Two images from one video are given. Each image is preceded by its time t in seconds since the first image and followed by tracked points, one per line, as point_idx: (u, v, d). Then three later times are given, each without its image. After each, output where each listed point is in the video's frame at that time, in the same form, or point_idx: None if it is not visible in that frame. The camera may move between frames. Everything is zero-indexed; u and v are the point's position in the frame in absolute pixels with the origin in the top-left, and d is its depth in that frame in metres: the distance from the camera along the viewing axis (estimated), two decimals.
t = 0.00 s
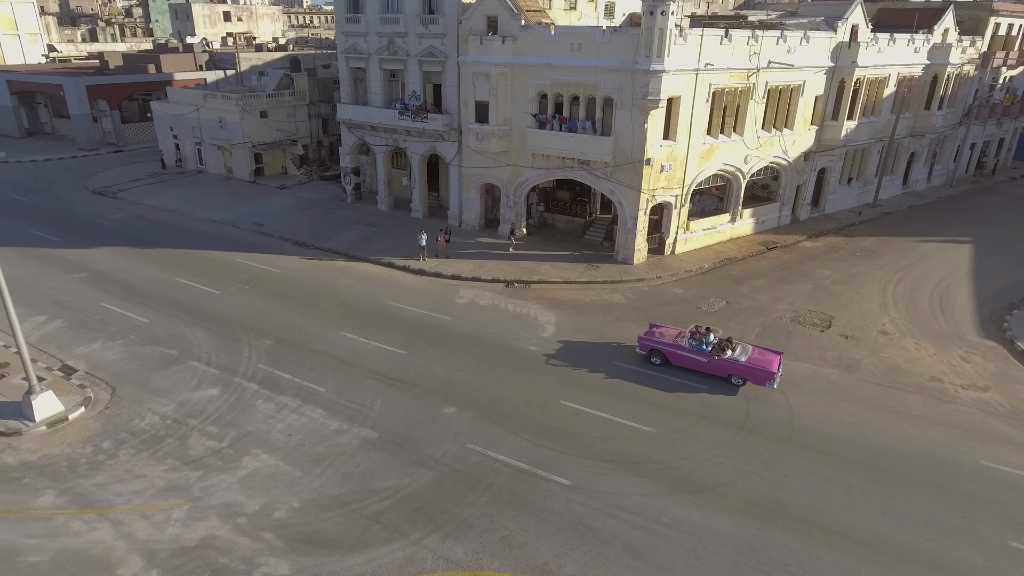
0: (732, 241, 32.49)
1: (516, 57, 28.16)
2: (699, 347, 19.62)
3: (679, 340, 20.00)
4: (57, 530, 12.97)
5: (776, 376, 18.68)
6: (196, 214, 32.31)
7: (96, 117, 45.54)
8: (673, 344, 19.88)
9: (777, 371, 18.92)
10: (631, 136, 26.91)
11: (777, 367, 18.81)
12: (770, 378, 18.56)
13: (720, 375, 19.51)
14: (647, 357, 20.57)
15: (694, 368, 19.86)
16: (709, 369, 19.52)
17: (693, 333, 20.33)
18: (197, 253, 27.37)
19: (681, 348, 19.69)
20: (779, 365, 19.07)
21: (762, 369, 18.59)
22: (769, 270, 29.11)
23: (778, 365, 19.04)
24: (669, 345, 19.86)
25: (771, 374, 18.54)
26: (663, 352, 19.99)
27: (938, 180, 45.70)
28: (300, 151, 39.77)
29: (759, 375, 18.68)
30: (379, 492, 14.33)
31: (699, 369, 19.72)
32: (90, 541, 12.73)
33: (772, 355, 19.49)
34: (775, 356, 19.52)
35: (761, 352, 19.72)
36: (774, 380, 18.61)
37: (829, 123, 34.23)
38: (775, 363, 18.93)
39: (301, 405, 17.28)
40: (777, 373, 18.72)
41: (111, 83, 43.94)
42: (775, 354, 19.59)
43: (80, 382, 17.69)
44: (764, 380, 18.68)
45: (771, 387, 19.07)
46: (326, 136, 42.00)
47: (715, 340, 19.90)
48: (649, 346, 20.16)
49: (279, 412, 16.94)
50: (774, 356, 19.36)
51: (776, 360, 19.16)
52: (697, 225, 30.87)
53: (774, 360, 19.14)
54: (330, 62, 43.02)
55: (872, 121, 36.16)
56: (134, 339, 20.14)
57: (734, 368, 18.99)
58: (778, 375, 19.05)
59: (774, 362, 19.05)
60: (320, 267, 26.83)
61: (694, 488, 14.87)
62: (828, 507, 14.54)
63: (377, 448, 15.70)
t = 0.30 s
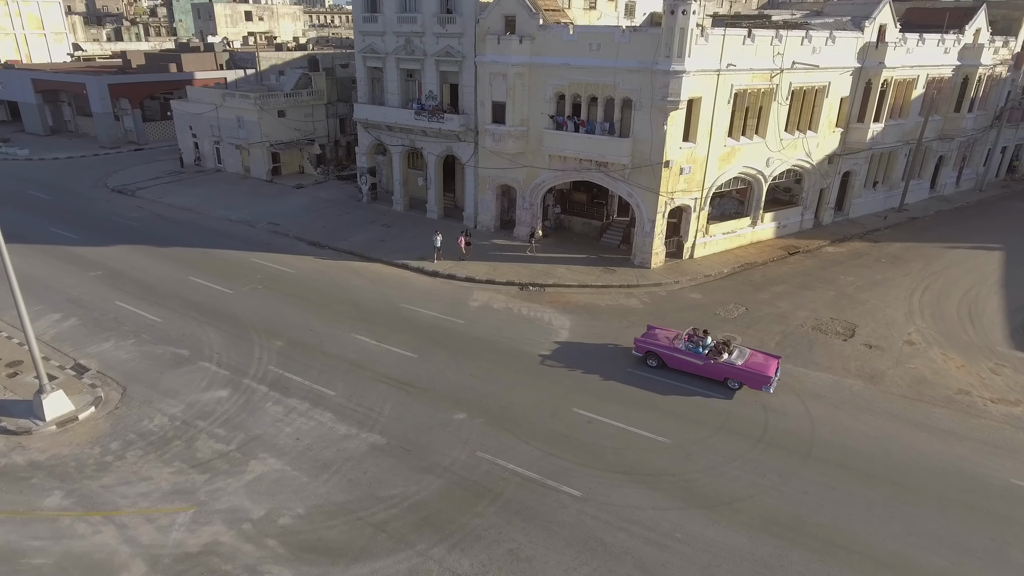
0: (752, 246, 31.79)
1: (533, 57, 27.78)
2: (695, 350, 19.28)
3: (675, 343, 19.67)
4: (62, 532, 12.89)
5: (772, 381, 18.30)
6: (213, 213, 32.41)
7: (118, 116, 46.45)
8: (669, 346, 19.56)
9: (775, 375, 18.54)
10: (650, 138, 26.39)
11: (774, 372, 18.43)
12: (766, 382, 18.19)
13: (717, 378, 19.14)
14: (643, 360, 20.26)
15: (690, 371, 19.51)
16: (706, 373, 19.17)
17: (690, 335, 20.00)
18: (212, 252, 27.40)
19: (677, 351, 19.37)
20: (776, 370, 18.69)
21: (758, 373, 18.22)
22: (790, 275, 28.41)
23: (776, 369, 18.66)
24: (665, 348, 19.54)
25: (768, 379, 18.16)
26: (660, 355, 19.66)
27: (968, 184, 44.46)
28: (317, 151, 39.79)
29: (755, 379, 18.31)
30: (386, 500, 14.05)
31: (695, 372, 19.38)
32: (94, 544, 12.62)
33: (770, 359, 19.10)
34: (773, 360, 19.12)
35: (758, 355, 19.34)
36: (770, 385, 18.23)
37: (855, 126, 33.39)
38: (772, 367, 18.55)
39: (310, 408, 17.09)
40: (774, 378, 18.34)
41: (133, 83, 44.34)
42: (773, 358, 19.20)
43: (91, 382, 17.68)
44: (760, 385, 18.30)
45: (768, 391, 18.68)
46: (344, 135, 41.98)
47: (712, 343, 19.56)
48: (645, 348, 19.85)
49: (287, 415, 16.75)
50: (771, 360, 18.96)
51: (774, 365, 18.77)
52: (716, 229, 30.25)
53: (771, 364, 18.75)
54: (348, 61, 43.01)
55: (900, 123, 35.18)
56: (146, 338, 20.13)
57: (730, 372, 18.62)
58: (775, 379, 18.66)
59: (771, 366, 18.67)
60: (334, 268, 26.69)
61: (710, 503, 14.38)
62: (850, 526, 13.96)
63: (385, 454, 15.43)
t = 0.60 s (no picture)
0: (769, 250, 31.18)
1: (547, 57, 27.43)
2: (688, 352, 19.10)
3: (668, 344, 19.51)
4: (64, 535, 12.77)
5: (764, 384, 17.98)
6: (225, 213, 32.43)
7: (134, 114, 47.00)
8: (662, 348, 19.40)
9: (767, 378, 18.22)
10: (664, 139, 25.94)
11: (766, 375, 18.12)
12: (758, 385, 17.88)
13: (709, 381, 18.94)
14: (636, 361, 20.14)
15: (683, 373, 19.32)
16: (698, 374, 18.98)
17: (684, 337, 19.81)
18: (222, 252, 27.36)
19: (669, 352, 19.21)
20: (769, 373, 18.37)
21: (750, 376, 17.94)
22: (807, 281, 27.80)
23: (769, 372, 18.35)
24: (657, 349, 19.38)
25: (760, 382, 17.86)
26: (652, 356, 19.50)
27: (992, 188, 43.42)
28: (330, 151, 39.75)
29: (746, 382, 18.02)
30: (390, 508, 13.78)
31: (688, 374, 19.20)
32: (95, 549, 12.48)
33: (763, 362, 18.85)
34: (767, 363, 18.84)
35: (752, 358, 19.05)
36: (762, 389, 17.92)
37: (875, 128, 32.66)
38: (764, 370, 18.25)
39: (316, 412, 16.88)
40: (766, 381, 18.02)
41: (149, 82, 44.65)
42: (768, 361, 18.87)
43: (98, 382, 17.63)
44: (752, 388, 18.01)
45: (760, 395, 18.44)
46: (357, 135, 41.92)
47: (706, 345, 19.33)
48: (638, 348, 19.68)
49: (293, 419, 16.56)
50: (765, 363, 18.66)
51: (767, 368, 18.46)
52: (732, 232, 29.68)
53: (765, 367, 18.44)
54: (362, 61, 42.93)
55: (922, 125, 34.35)
56: (154, 339, 20.07)
57: (722, 374, 18.42)
58: (768, 382, 18.35)
59: (764, 369, 18.36)
60: (344, 269, 26.54)
61: (722, 517, 13.94)
62: (869, 544, 13.45)
63: (390, 460, 15.16)
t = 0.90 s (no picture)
0: (785, 254, 30.58)
1: (560, 57, 27.07)
2: (679, 352, 18.87)
3: (660, 344, 19.30)
4: (64, 539, 12.63)
5: (755, 386, 17.72)
6: (236, 212, 32.42)
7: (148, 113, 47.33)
8: (653, 348, 19.20)
9: (759, 380, 17.94)
10: (679, 140, 25.47)
11: (758, 377, 17.85)
12: (749, 387, 17.62)
13: (700, 381, 18.70)
14: (628, 360, 19.97)
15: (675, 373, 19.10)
16: (689, 375, 18.74)
17: (677, 337, 19.57)
18: (232, 252, 27.30)
19: (660, 352, 19.00)
20: (761, 375, 18.10)
21: (741, 377, 17.68)
22: (824, 286, 27.17)
23: (760, 374, 18.08)
24: (648, 349, 19.20)
25: (750, 383, 17.59)
26: (643, 356, 19.33)
27: (1016, 192, 42.37)
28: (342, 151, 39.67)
29: (737, 383, 17.76)
30: (392, 516, 13.49)
31: (679, 374, 18.98)
32: (94, 553, 12.32)
33: (756, 364, 18.54)
34: (760, 364, 18.53)
35: (745, 359, 18.78)
36: (753, 390, 17.66)
37: (896, 130, 31.92)
38: (756, 372, 17.98)
39: (321, 415, 16.66)
40: (757, 383, 17.76)
41: (165, 81, 44.92)
42: (760, 363, 18.60)
43: (104, 383, 17.56)
44: (743, 389, 17.74)
45: (752, 396, 18.13)
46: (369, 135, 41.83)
47: (698, 346, 19.09)
48: (630, 348, 19.53)
49: (297, 423, 16.35)
50: (757, 365, 18.38)
51: (759, 369, 18.18)
52: (748, 235, 29.12)
53: (757, 369, 18.17)
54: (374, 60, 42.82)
55: (944, 127, 33.54)
56: (161, 339, 19.98)
57: (713, 375, 18.17)
58: (759, 384, 18.08)
59: (756, 370, 18.07)
60: (353, 270, 26.35)
61: (735, 531, 13.49)
62: (888, 562, 12.94)
63: (394, 466, 14.88)
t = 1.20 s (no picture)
0: (806, 258, 29.83)
1: (577, 56, 26.64)
2: (671, 352, 18.70)
3: (653, 344, 19.15)
4: (65, 542, 12.49)
5: (747, 387, 17.43)
6: (251, 211, 32.43)
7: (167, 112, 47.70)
8: (645, 348, 19.07)
9: (751, 382, 17.64)
10: (698, 142, 24.90)
11: (750, 378, 17.57)
12: (740, 388, 17.34)
13: (692, 382, 18.49)
14: (622, 360, 19.86)
15: (667, 374, 18.93)
16: (681, 376, 18.55)
17: (671, 337, 19.40)
18: (245, 251, 27.25)
19: (652, 353, 18.86)
20: (753, 376, 17.80)
21: (732, 378, 17.42)
22: (847, 292, 26.41)
23: (752, 375, 17.79)
24: (641, 348, 19.06)
25: (741, 385, 17.31)
26: (636, 356, 19.20)
27: None
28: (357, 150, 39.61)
29: (728, 384, 17.51)
30: (397, 524, 13.16)
31: (671, 375, 18.81)
32: (95, 557, 12.16)
33: (750, 365, 18.27)
34: (754, 366, 18.26)
35: (738, 361, 18.51)
36: (743, 391, 17.37)
37: (923, 132, 31.00)
38: (748, 373, 17.70)
39: (327, 419, 16.40)
40: (748, 384, 17.46)
41: (185, 80, 45.32)
42: (754, 365, 18.30)
43: (113, 382, 17.50)
44: (733, 390, 17.48)
45: (743, 397, 17.86)
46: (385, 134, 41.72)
47: (691, 346, 18.90)
48: (623, 348, 19.42)
49: (304, 426, 16.12)
50: (750, 366, 18.10)
51: (751, 371, 17.90)
52: (768, 239, 28.44)
53: (749, 370, 17.88)
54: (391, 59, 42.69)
55: (974, 129, 32.51)
56: (171, 339, 19.92)
57: (704, 375, 17.96)
58: (752, 386, 17.80)
59: (748, 372, 17.80)
60: (365, 271, 26.16)
61: (751, 549, 12.96)
62: None
63: (400, 473, 14.57)
